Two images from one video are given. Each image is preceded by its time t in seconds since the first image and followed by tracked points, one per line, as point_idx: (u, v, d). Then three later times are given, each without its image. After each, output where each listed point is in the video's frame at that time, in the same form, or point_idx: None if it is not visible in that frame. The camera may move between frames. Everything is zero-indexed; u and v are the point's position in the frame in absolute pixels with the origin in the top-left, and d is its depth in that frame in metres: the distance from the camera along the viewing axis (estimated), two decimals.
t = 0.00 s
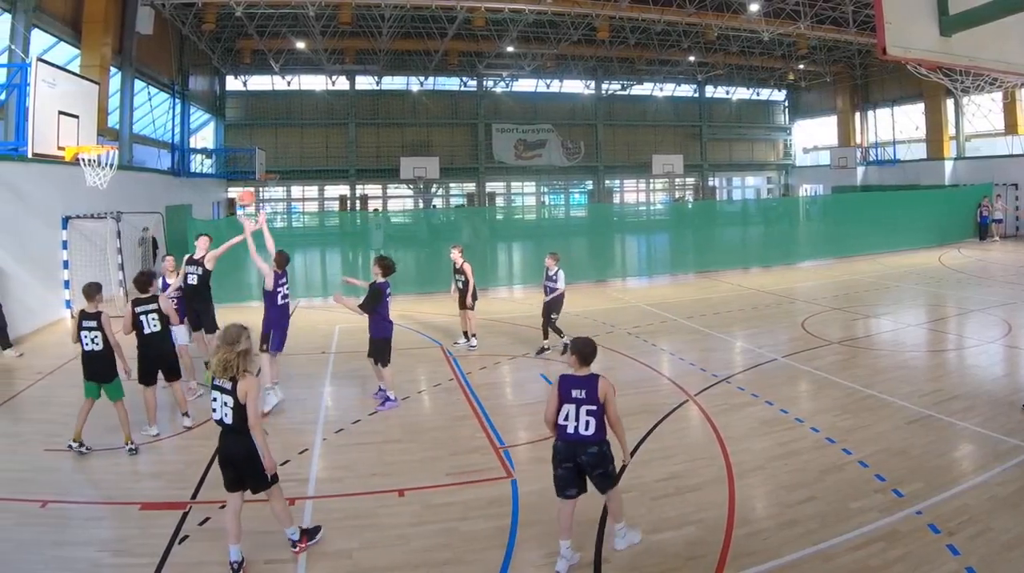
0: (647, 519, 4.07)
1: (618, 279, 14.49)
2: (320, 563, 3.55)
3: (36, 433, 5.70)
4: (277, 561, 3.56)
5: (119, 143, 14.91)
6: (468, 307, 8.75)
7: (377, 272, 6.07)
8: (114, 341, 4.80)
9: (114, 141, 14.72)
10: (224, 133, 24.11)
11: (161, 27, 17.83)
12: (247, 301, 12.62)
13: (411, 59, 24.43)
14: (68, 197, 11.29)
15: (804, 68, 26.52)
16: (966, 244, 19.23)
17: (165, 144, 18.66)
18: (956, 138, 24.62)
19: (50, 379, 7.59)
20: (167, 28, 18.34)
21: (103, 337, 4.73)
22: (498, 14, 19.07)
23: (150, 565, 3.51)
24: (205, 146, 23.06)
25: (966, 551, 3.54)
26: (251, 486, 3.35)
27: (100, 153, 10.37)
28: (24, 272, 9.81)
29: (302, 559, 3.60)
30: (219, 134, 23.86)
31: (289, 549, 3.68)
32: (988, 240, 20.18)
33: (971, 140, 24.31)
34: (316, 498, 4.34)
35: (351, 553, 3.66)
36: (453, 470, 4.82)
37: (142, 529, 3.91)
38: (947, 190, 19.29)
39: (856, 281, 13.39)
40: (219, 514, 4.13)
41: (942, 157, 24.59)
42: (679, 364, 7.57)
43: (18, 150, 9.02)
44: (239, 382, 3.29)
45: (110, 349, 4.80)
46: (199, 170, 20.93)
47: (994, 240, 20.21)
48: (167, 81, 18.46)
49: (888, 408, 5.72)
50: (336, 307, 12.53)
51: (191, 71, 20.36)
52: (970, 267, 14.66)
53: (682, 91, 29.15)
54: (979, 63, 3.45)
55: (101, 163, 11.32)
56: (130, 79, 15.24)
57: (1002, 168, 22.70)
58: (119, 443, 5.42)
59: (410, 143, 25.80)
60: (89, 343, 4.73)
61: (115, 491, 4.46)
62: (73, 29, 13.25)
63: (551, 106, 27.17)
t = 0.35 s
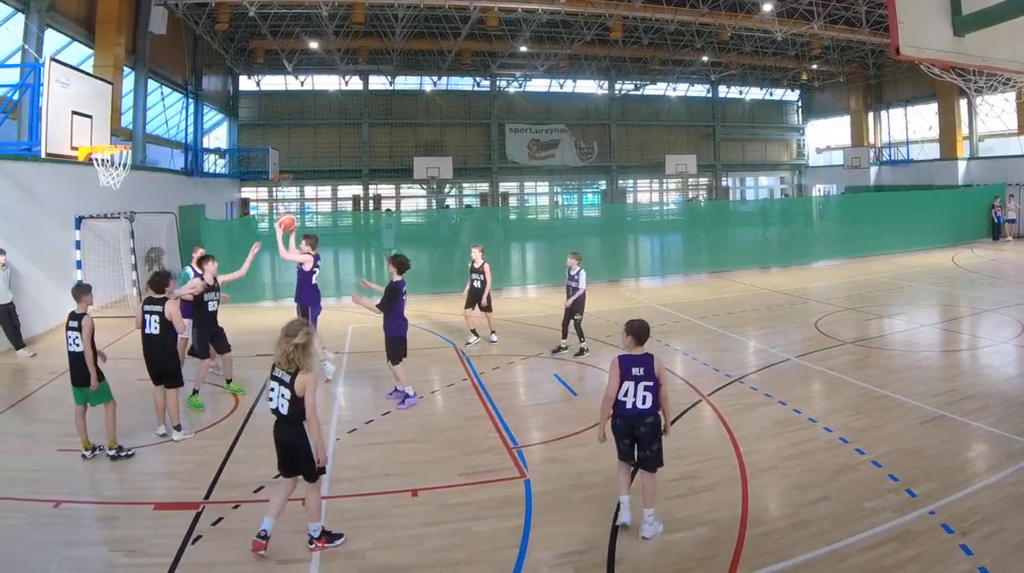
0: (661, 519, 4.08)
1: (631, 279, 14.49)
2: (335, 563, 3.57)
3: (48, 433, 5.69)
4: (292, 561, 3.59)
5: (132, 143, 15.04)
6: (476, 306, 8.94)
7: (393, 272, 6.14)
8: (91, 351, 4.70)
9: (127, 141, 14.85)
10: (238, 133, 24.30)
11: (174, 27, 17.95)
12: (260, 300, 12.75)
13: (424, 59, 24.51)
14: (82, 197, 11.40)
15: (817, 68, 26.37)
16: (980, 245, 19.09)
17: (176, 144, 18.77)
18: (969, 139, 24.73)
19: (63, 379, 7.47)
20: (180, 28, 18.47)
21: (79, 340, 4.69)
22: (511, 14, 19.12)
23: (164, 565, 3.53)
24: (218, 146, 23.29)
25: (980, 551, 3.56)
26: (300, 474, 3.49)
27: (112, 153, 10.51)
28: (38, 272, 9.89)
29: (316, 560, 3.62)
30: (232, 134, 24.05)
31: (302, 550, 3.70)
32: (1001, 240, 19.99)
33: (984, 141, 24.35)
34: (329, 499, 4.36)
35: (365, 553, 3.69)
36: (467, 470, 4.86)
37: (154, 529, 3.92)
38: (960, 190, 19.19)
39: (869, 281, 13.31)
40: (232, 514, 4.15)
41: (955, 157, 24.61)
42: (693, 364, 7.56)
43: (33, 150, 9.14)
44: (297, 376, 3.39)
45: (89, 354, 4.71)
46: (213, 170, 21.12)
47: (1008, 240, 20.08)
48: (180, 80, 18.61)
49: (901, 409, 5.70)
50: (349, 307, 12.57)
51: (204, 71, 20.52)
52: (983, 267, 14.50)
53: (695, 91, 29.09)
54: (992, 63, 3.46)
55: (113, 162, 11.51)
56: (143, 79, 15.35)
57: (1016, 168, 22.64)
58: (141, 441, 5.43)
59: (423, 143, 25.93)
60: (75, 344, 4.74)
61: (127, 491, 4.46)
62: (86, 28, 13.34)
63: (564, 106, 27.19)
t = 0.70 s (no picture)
0: (672, 520, 4.10)
1: (643, 279, 14.48)
2: (346, 563, 3.61)
3: (60, 432, 5.73)
4: (303, 561, 3.62)
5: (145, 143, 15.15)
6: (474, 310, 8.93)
7: (404, 274, 6.20)
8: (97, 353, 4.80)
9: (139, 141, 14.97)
10: (250, 133, 24.47)
11: (187, 27, 18.06)
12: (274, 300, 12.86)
13: (437, 59, 24.59)
14: (94, 198, 11.50)
15: (829, 68, 26.56)
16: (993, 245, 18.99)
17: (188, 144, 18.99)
18: (982, 139, 25.02)
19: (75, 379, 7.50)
20: (193, 28, 18.58)
21: (82, 343, 4.79)
22: (524, 14, 19.16)
23: (176, 565, 3.57)
24: (230, 146, 23.48)
25: (992, 551, 3.57)
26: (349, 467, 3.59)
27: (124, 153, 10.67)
28: (51, 273, 9.83)
29: (328, 559, 3.65)
30: (244, 134, 24.22)
31: (315, 549, 3.74)
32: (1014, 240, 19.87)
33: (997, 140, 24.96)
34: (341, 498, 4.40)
35: (377, 553, 3.72)
36: (480, 470, 4.89)
37: (166, 529, 3.96)
38: (973, 190, 19.11)
39: (881, 281, 13.21)
40: (244, 514, 4.19)
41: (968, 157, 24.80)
42: (705, 364, 7.56)
43: (45, 150, 9.22)
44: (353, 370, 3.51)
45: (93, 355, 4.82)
46: (226, 170, 21.31)
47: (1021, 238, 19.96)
48: (192, 80, 18.72)
49: (914, 409, 5.68)
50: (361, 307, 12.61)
51: (216, 71, 20.66)
52: (996, 267, 14.35)
53: (707, 91, 29.04)
54: (1004, 63, 3.47)
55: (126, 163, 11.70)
56: (155, 79, 15.44)
57: None
58: (142, 443, 5.44)
59: (435, 143, 26.04)
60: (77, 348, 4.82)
61: (140, 491, 4.50)
62: (98, 28, 13.44)
63: (577, 106, 27.19)
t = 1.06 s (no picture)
0: (686, 520, 4.12)
1: (656, 279, 14.46)
2: (359, 563, 3.65)
3: (74, 432, 5.78)
4: (317, 561, 3.66)
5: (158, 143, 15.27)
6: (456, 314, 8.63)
7: (427, 271, 6.30)
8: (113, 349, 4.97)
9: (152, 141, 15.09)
10: (264, 133, 24.66)
11: (201, 27, 18.15)
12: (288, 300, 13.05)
13: (450, 59, 24.68)
14: (107, 198, 11.64)
15: (843, 68, 26.53)
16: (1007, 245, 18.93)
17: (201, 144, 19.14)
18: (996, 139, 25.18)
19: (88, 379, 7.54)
20: (207, 29, 18.67)
21: (98, 339, 4.92)
22: (537, 14, 19.20)
23: (189, 565, 3.61)
24: (243, 146, 23.78)
25: (1006, 551, 3.59)
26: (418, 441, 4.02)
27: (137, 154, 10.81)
28: (65, 272, 9.94)
29: (341, 559, 3.70)
30: (258, 134, 24.41)
31: (329, 549, 3.79)
32: None
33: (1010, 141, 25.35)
34: (354, 498, 4.44)
35: (390, 553, 3.76)
36: (493, 470, 4.93)
37: (180, 529, 4.01)
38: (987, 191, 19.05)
39: (895, 281, 13.11)
40: (257, 514, 4.24)
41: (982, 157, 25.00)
42: (719, 364, 7.57)
43: (58, 150, 9.41)
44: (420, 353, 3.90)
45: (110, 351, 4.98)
46: (239, 171, 21.49)
47: None
48: (206, 80, 18.82)
49: (927, 408, 5.68)
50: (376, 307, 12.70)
51: (230, 71, 20.78)
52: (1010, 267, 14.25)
53: (721, 91, 28.98)
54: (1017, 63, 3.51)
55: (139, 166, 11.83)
56: (168, 79, 15.53)
57: None
58: (154, 444, 5.48)
59: (449, 143, 26.15)
60: (90, 346, 4.93)
61: (155, 491, 4.56)
62: (112, 28, 13.48)
63: (590, 106, 27.20)
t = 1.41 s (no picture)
0: (697, 520, 4.14)
1: (669, 279, 14.45)
2: (372, 563, 3.67)
3: (87, 432, 5.84)
4: (328, 562, 3.68)
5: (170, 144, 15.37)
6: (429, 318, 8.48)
7: (443, 268, 6.36)
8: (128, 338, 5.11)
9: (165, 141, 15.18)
10: (276, 133, 24.78)
11: (214, 28, 18.19)
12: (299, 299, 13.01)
13: (463, 59, 24.76)
14: (119, 197, 11.76)
15: (854, 68, 26.70)
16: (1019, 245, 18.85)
17: (214, 143, 19.17)
18: (1008, 138, 25.14)
19: (100, 379, 7.62)
20: (219, 29, 18.72)
21: (118, 329, 5.05)
22: (549, 14, 19.24)
23: (201, 565, 3.64)
24: (256, 146, 23.64)
25: (1019, 551, 3.60)
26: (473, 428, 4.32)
27: (151, 153, 10.64)
28: (76, 273, 10.05)
29: (354, 559, 3.72)
30: (271, 135, 24.53)
31: (341, 549, 3.82)
32: None
33: None
34: (366, 498, 4.48)
35: (402, 554, 3.78)
36: (505, 470, 4.96)
37: (193, 529, 4.05)
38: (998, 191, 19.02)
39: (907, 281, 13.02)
40: (269, 514, 4.28)
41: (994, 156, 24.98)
42: (731, 364, 7.57)
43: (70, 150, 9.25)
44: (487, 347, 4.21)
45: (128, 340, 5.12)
46: (251, 171, 21.64)
47: None
48: (219, 81, 18.90)
49: (939, 408, 5.67)
50: (388, 307, 12.80)
51: (242, 71, 20.88)
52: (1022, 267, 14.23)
53: (733, 91, 28.94)
54: None
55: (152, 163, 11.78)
56: (180, 79, 15.57)
57: None
58: (166, 443, 5.56)
59: (461, 143, 26.24)
60: (109, 335, 5.06)
61: (169, 491, 4.61)
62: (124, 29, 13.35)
63: (602, 106, 27.21)
